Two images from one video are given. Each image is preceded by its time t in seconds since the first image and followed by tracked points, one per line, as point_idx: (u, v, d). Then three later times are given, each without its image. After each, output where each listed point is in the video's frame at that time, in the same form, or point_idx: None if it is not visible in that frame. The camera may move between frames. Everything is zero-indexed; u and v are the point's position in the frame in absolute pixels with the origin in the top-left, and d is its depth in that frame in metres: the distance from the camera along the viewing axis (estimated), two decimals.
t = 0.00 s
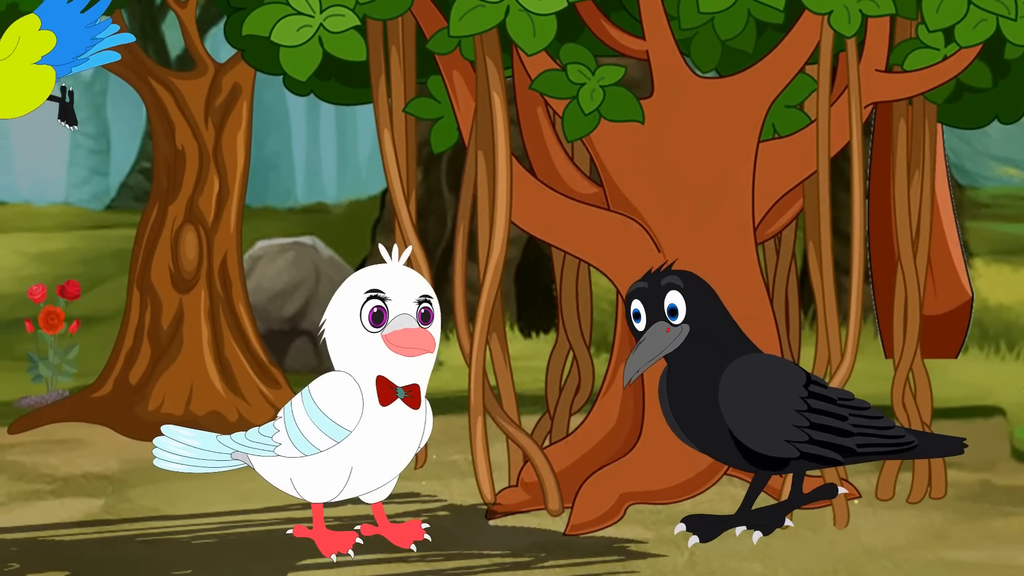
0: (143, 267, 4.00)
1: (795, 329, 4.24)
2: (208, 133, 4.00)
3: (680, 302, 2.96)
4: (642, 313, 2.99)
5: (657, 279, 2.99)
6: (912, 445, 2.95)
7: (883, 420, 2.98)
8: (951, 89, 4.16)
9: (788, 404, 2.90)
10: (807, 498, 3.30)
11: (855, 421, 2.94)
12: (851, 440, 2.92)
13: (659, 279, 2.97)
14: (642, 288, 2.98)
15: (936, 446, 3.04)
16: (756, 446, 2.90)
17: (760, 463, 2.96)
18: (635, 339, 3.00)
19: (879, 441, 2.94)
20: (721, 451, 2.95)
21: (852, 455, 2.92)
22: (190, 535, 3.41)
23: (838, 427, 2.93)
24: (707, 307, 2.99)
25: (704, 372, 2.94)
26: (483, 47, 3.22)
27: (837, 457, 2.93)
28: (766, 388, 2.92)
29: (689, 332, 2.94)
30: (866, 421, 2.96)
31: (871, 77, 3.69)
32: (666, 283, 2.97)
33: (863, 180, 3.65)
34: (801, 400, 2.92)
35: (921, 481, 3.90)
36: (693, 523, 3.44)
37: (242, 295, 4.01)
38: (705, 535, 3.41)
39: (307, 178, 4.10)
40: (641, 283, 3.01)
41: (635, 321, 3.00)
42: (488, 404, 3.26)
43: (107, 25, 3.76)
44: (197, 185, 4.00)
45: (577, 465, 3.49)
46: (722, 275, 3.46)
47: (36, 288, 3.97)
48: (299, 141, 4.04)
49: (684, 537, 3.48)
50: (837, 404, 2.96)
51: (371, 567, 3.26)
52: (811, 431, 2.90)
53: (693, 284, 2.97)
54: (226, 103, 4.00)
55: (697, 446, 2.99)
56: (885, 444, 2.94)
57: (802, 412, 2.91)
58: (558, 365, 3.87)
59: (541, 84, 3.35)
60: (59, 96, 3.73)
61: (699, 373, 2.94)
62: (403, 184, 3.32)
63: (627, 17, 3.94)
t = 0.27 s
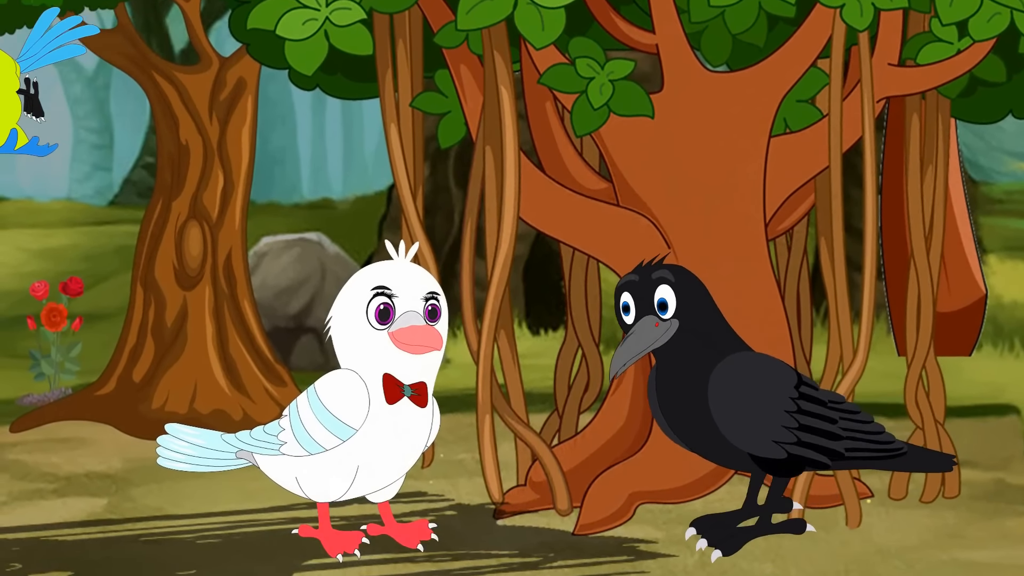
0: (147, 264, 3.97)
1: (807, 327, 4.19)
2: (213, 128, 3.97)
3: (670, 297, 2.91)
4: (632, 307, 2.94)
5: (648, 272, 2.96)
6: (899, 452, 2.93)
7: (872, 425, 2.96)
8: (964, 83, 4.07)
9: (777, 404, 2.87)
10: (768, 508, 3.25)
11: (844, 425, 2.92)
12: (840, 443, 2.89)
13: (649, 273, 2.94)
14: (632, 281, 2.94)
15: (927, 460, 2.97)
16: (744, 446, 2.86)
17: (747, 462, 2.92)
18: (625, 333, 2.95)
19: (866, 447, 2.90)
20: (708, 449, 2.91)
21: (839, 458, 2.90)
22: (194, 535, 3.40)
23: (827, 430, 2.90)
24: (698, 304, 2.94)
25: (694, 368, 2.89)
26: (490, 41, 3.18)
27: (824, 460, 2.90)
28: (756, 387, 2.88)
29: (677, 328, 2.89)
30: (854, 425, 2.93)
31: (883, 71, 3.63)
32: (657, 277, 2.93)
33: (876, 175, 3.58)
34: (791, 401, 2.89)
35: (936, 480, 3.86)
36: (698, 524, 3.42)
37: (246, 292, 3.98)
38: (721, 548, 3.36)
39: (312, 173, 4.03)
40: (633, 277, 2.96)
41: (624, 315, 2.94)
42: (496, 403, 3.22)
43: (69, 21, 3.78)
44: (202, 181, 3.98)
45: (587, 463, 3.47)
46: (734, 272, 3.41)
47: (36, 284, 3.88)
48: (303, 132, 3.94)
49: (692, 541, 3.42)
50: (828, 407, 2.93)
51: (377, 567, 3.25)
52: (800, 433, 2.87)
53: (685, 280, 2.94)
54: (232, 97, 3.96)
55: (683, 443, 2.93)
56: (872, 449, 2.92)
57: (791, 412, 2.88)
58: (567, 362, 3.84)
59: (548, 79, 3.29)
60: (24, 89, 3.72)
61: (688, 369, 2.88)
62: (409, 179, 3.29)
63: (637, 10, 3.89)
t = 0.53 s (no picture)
0: (151, 261, 3.96)
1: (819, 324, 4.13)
2: (217, 123, 3.91)
3: (659, 294, 2.83)
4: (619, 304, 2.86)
5: (637, 269, 2.86)
6: (892, 449, 2.86)
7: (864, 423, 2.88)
8: (980, 77, 3.95)
9: (768, 402, 2.81)
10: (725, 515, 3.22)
11: (835, 422, 2.85)
12: (831, 441, 2.83)
13: (637, 270, 2.85)
14: (620, 278, 2.85)
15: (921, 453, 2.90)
16: (734, 446, 2.80)
17: (737, 461, 2.86)
18: (613, 331, 2.88)
19: (859, 444, 2.84)
20: (697, 448, 2.85)
21: (830, 457, 2.83)
22: (198, 534, 3.26)
23: (819, 428, 2.83)
24: (685, 300, 2.87)
25: (683, 366, 2.83)
26: (498, 36, 3.12)
27: (815, 459, 2.83)
28: (748, 384, 2.81)
29: (666, 326, 2.83)
30: (846, 423, 2.86)
31: (896, 65, 3.56)
32: (645, 275, 2.84)
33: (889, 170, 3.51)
34: (782, 398, 2.82)
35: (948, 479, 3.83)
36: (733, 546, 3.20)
37: (251, 289, 3.95)
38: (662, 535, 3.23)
39: (318, 169, 4.35)
40: (619, 274, 2.87)
41: (611, 312, 2.87)
42: (505, 401, 3.17)
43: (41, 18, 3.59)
44: (205, 176, 3.92)
45: (596, 462, 3.40)
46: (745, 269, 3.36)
47: (41, 281, 4.08)
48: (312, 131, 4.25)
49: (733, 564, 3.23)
50: (819, 404, 2.86)
51: (382, 568, 3.08)
52: (791, 432, 2.80)
53: (673, 276, 2.86)
54: (237, 91, 3.92)
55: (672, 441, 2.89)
56: (865, 447, 2.84)
57: (781, 411, 2.81)
58: (577, 358, 3.75)
59: (558, 74, 3.24)
60: None
61: (676, 368, 2.83)
62: (416, 175, 3.22)
63: (645, 3, 3.83)
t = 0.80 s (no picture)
0: (154, 257, 3.93)
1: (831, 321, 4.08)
2: (221, 117, 3.91)
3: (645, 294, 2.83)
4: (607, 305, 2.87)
5: (622, 269, 2.86)
6: (885, 439, 2.85)
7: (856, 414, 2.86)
8: (992, 72, 3.88)
9: (759, 398, 2.77)
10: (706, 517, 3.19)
11: (827, 415, 2.83)
12: (824, 434, 2.81)
13: (623, 270, 2.85)
14: (605, 279, 2.84)
15: (913, 439, 2.89)
16: (725, 443, 2.76)
17: (730, 460, 2.83)
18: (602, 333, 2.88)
19: (852, 436, 2.81)
20: (690, 449, 2.81)
21: (824, 450, 2.80)
22: (203, 534, 3.24)
23: (810, 422, 2.81)
24: (671, 298, 2.85)
25: (673, 366, 2.78)
26: (506, 28, 3.08)
27: (808, 453, 2.80)
28: (739, 381, 2.78)
29: (654, 325, 2.82)
30: (837, 416, 2.85)
31: (908, 59, 3.50)
32: (631, 274, 2.84)
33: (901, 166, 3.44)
34: (772, 393, 2.79)
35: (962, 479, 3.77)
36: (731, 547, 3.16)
37: (256, 286, 3.93)
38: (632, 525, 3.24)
39: (321, 164, 4.23)
40: (605, 275, 2.86)
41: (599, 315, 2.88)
42: (512, 399, 3.14)
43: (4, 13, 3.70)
44: (210, 172, 3.91)
45: (605, 461, 3.36)
46: (755, 266, 3.30)
47: (42, 278, 3.99)
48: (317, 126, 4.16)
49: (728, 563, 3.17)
50: (809, 398, 2.83)
51: (389, 568, 3.06)
52: (782, 427, 2.78)
53: (658, 274, 2.86)
54: (241, 87, 3.91)
55: (664, 443, 2.83)
56: (858, 438, 2.83)
57: (772, 406, 2.78)
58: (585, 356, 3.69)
59: (567, 68, 3.19)
60: None
61: (665, 369, 2.78)
62: (423, 170, 3.19)
63: None
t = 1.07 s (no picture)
0: (158, 253, 3.92)
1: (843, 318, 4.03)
2: (226, 112, 3.89)
3: (632, 292, 2.79)
4: (593, 305, 2.82)
5: (608, 269, 2.81)
6: (878, 431, 2.82)
7: (846, 407, 2.84)
8: (1006, 66, 3.82)
9: (748, 395, 2.73)
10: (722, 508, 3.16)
11: (817, 409, 2.80)
12: (816, 428, 2.77)
13: (608, 270, 2.80)
14: (591, 280, 2.81)
15: (904, 428, 2.87)
16: (716, 442, 2.73)
17: (722, 460, 2.79)
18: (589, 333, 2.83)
19: (844, 430, 2.78)
20: (680, 448, 2.79)
21: (817, 445, 2.77)
22: (207, 534, 3.17)
23: (800, 417, 2.77)
24: (658, 296, 2.81)
25: (663, 364, 2.76)
26: (514, 22, 3.03)
27: (801, 448, 2.77)
28: (728, 378, 2.74)
29: (643, 323, 2.78)
30: (828, 409, 2.82)
31: (921, 53, 3.44)
32: (616, 273, 2.79)
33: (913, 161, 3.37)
34: (761, 389, 2.76)
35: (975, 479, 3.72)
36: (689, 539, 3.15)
37: (261, 283, 3.90)
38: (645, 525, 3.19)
39: (327, 161, 4.41)
40: (590, 275, 2.82)
41: (585, 315, 2.83)
42: (520, 397, 3.10)
43: None
44: (214, 167, 3.89)
45: (614, 460, 3.34)
46: (767, 262, 3.25)
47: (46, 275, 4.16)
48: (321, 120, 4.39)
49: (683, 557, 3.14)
50: (798, 393, 2.80)
51: (396, 568, 2.97)
52: (773, 423, 2.74)
53: (646, 273, 2.80)
54: (246, 80, 3.89)
55: (654, 442, 2.81)
56: (850, 430, 2.80)
57: (762, 402, 2.74)
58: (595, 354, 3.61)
59: (575, 63, 3.12)
60: None
61: (654, 367, 2.76)
62: (430, 165, 3.14)
63: None
